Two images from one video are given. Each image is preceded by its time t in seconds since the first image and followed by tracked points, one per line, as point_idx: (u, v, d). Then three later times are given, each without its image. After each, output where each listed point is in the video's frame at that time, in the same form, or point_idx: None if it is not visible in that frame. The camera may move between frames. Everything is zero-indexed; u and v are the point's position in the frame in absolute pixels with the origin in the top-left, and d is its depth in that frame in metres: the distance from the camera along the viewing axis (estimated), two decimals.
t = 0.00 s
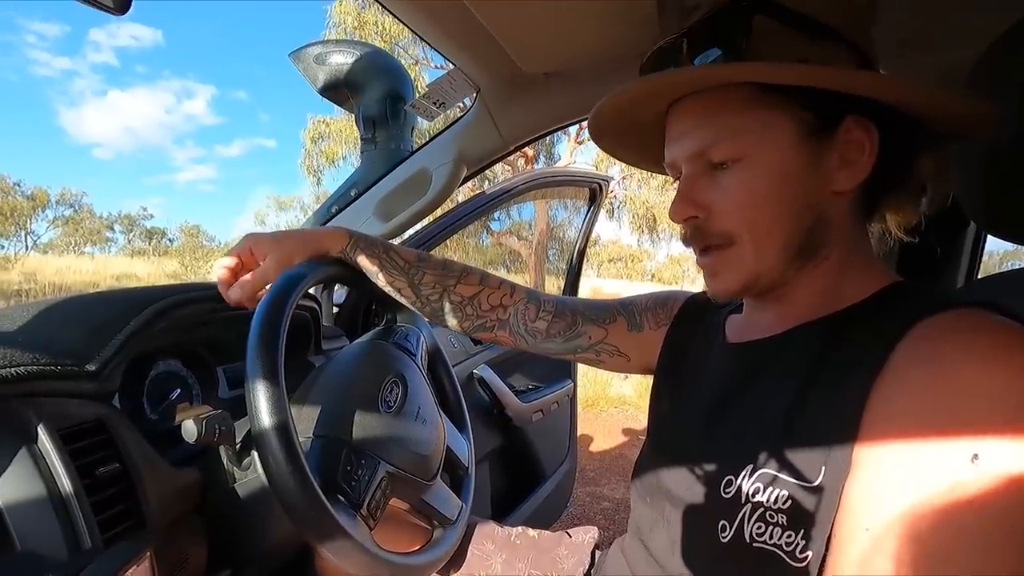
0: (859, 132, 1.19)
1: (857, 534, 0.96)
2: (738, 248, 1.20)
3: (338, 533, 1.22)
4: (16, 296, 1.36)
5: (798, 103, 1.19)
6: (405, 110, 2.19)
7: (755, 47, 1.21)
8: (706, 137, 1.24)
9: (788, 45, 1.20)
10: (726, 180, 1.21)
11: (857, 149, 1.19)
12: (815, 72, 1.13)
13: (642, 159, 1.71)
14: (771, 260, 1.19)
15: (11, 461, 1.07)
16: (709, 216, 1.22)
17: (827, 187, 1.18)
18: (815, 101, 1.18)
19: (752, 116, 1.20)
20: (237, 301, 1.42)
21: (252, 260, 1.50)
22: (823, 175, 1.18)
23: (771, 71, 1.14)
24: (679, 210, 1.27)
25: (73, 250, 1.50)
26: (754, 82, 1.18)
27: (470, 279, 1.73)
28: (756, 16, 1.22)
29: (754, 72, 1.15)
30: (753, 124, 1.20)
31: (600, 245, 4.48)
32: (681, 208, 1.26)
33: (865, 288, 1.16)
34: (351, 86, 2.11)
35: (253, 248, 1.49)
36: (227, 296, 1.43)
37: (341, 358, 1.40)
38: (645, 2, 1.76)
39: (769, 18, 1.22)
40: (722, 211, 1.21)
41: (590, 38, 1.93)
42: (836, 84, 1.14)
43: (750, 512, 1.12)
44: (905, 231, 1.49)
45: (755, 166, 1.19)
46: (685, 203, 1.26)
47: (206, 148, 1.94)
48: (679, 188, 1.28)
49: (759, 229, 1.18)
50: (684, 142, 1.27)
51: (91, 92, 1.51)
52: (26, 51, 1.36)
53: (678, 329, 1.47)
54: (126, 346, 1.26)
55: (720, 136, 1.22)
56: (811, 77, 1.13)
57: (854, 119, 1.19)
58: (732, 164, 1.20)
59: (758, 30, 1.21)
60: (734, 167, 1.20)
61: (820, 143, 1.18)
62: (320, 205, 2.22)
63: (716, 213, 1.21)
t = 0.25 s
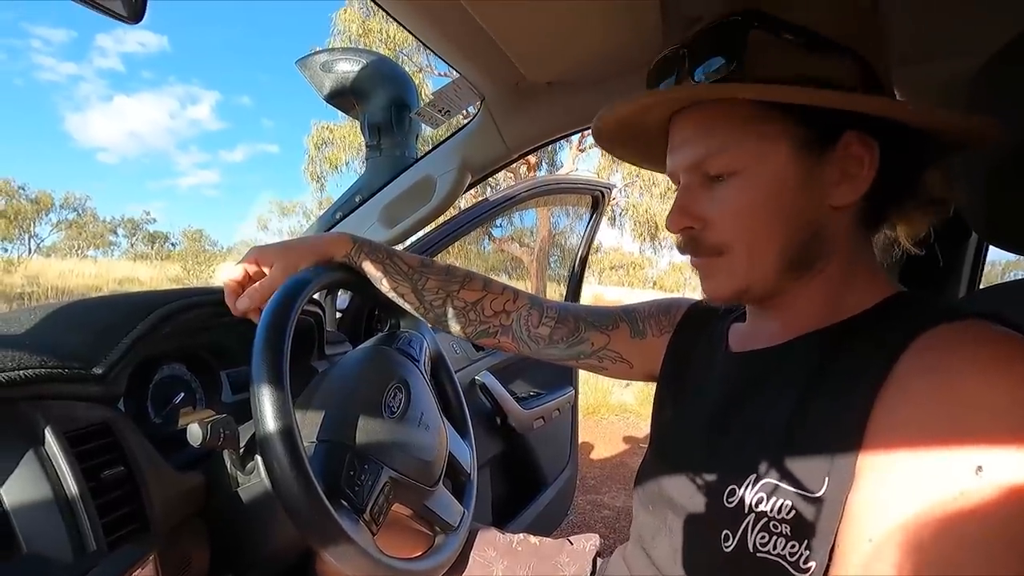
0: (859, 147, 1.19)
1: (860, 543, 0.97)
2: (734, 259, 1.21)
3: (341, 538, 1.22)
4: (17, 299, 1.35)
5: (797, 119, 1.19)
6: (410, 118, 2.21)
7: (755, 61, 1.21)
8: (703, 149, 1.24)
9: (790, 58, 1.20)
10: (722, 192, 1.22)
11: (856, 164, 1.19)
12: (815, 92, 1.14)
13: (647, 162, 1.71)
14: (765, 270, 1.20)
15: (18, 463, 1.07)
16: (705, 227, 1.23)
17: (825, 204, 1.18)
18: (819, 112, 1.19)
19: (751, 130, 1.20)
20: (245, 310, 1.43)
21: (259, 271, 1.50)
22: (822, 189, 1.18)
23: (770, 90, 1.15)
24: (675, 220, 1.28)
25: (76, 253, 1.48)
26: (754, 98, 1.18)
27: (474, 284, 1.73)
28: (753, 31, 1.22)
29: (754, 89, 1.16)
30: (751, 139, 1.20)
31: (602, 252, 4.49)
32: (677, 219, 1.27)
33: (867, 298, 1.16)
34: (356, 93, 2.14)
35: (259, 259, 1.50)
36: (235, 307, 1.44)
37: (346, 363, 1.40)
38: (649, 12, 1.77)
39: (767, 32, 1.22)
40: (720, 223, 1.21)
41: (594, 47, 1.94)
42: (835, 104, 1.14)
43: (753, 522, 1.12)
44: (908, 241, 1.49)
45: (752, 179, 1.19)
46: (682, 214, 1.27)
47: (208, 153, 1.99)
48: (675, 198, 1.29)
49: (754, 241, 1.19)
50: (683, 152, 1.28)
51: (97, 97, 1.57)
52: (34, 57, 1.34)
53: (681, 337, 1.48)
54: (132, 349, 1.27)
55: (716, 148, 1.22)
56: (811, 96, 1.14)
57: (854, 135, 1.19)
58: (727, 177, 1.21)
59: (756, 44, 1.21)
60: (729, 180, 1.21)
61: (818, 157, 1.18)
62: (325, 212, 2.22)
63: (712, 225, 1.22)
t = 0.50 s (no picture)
0: (842, 155, 1.18)
1: (859, 541, 0.97)
2: (715, 263, 1.22)
3: (341, 538, 1.22)
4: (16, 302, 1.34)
5: (777, 128, 1.18)
6: (410, 118, 2.22)
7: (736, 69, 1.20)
8: (685, 153, 1.25)
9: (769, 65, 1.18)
10: (702, 196, 1.23)
11: (837, 170, 1.18)
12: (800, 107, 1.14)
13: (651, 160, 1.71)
14: (742, 272, 1.21)
15: (18, 464, 1.07)
16: (688, 230, 1.25)
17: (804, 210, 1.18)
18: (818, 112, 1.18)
19: (733, 139, 1.20)
20: (243, 309, 1.44)
21: (259, 270, 1.51)
22: (800, 196, 1.18)
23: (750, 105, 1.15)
24: (661, 221, 1.29)
25: (76, 255, 1.50)
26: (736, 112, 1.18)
27: (473, 284, 1.73)
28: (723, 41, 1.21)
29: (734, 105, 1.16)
30: (731, 148, 1.20)
31: (601, 251, 4.49)
32: (662, 221, 1.28)
33: (867, 297, 1.16)
34: (356, 94, 2.16)
35: (259, 258, 1.51)
36: (233, 305, 1.44)
37: (345, 363, 1.40)
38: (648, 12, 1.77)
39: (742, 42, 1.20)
40: (700, 227, 1.23)
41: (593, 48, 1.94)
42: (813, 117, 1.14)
43: (754, 523, 1.12)
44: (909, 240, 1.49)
45: (730, 185, 1.20)
46: (667, 216, 1.28)
47: (207, 154, 1.99)
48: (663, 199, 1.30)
49: (731, 245, 1.20)
50: (670, 156, 1.28)
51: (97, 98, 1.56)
52: (31, 58, 1.34)
53: (681, 337, 1.48)
54: (132, 350, 1.27)
55: (699, 154, 1.23)
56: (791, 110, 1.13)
57: (833, 140, 1.18)
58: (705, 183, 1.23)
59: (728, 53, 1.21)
60: (708, 184, 1.22)
61: (796, 164, 1.18)
62: (324, 213, 2.22)
63: (694, 228, 1.24)
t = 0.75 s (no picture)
0: (860, 148, 1.19)
1: (859, 541, 0.96)
2: (731, 256, 1.22)
3: (341, 537, 1.22)
4: (16, 299, 1.36)
5: (798, 117, 1.19)
6: (410, 117, 2.20)
7: (755, 58, 1.21)
8: (702, 144, 1.25)
9: (785, 57, 1.19)
10: (718, 189, 1.23)
11: (856, 163, 1.19)
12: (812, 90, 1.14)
13: (653, 159, 1.71)
14: (757, 269, 1.21)
15: (19, 460, 1.07)
16: (704, 223, 1.24)
17: (825, 202, 1.18)
18: (821, 112, 1.18)
19: (753, 128, 1.20)
20: (244, 305, 1.44)
21: (259, 267, 1.51)
22: (821, 188, 1.18)
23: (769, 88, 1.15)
24: (672, 216, 1.29)
25: (75, 253, 1.50)
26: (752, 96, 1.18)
27: (475, 284, 1.73)
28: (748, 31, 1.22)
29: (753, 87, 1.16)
30: (748, 137, 1.20)
31: (601, 252, 4.49)
32: (676, 214, 1.28)
33: (869, 297, 1.16)
34: (357, 92, 2.14)
35: (259, 255, 1.50)
36: (234, 301, 1.44)
37: (346, 362, 1.40)
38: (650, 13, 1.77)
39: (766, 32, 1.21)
40: (718, 219, 1.22)
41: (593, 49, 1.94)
42: (840, 104, 1.14)
43: (755, 523, 1.11)
44: (910, 241, 1.49)
45: (748, 177, 1.20)
46: (681, 209, 1.28)
47: (208, 153, 1.98)
48: (676, 192, 1.30)
49: (746, 238, 1.20)
50: (686, 148, 1.28)
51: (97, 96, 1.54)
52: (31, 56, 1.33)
53: (682, 336, 1.48)
54: (133, 347, 1.27)
55: (712, 145, 1.24)
56: (811, 93, 1.13)
57: (854, 133, 1.18)
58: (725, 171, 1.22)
59: (755, 43, 1.21)
60: (724, 175, 1.22)
61: (818, 155, 1.18)
62: (324, 212, 2.22)
63: (711, 220, 1.23)
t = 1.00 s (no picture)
0: (863, 160, 1.20)
1: (857, 550, 0.98)
2: (734, 263, 1.22)
3: (341, 547, 1.22)
4: (14, 308, 1.37)
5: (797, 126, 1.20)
6: (411, 129, 2.22)
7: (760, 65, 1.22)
8: (705, 152, 1.26)
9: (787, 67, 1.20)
10: (721, 196, 1.23)
11: (858, 175, 1.20)
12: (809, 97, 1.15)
13: (654, 170, 1.72)
14: (755, 276, 1.22)
15: (21, 471, 1.07)
16: (705, 230, 1.25)
17: (825, 212, 1.20)
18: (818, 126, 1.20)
19: (756, 135, 1.22)
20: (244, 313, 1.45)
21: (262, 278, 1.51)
22: (824, 197, 1.20)
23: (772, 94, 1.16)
24: (675, 224, 1.29)
25: (74, 262, 1.50)
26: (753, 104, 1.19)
27: (475, 294, 1.73)
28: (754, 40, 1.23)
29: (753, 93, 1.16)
30: (752, 144, 1.22)
31: (600, 262, 4.50)
32: (678, 220, 1.28)
33: (867, 308, 1.17)
34: (358, 104, 2.16)
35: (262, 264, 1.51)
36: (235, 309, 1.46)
37: (346, 372, 1.41)
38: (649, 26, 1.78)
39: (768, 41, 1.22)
40: (720, 226, 1.23)
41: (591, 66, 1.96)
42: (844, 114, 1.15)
43: (754, 534, 1.12)
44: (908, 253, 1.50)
45: (752, 184, 1.20)
46: (683, 215, 1.28)
47: (208, 163, 2.00)
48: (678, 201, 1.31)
49: (747, 247, 1.21)
50: (690, 154, 1.29)
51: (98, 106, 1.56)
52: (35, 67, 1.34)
53: (681, 347, 1.49)
54: (134, 358, 1.27)
55: (716, 152, 1.24)
56: (808, 99, 1.14)
57: (855, 145, 1.20)
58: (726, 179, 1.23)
59: (761, 52, 1.22)
60: (728, 183, 1.23)
61: (821, 165, 1.20)
62: (324, 221, 2.24)
63: (713, 228, 1.23)
